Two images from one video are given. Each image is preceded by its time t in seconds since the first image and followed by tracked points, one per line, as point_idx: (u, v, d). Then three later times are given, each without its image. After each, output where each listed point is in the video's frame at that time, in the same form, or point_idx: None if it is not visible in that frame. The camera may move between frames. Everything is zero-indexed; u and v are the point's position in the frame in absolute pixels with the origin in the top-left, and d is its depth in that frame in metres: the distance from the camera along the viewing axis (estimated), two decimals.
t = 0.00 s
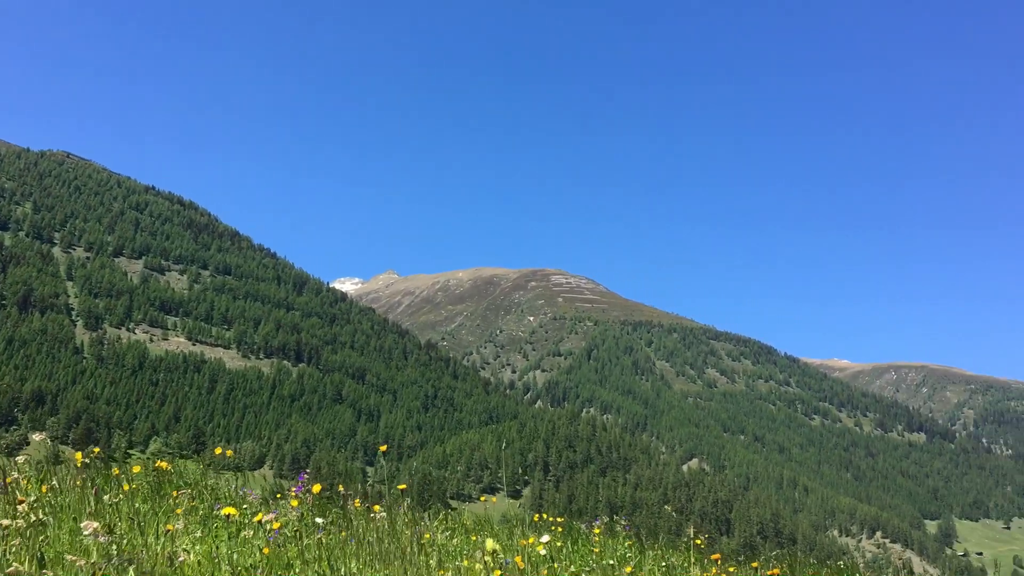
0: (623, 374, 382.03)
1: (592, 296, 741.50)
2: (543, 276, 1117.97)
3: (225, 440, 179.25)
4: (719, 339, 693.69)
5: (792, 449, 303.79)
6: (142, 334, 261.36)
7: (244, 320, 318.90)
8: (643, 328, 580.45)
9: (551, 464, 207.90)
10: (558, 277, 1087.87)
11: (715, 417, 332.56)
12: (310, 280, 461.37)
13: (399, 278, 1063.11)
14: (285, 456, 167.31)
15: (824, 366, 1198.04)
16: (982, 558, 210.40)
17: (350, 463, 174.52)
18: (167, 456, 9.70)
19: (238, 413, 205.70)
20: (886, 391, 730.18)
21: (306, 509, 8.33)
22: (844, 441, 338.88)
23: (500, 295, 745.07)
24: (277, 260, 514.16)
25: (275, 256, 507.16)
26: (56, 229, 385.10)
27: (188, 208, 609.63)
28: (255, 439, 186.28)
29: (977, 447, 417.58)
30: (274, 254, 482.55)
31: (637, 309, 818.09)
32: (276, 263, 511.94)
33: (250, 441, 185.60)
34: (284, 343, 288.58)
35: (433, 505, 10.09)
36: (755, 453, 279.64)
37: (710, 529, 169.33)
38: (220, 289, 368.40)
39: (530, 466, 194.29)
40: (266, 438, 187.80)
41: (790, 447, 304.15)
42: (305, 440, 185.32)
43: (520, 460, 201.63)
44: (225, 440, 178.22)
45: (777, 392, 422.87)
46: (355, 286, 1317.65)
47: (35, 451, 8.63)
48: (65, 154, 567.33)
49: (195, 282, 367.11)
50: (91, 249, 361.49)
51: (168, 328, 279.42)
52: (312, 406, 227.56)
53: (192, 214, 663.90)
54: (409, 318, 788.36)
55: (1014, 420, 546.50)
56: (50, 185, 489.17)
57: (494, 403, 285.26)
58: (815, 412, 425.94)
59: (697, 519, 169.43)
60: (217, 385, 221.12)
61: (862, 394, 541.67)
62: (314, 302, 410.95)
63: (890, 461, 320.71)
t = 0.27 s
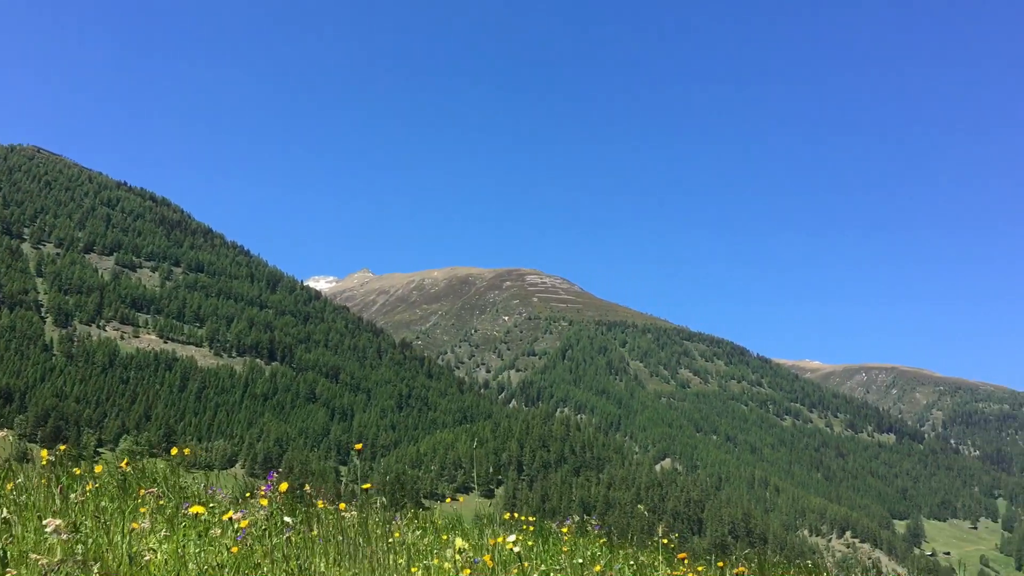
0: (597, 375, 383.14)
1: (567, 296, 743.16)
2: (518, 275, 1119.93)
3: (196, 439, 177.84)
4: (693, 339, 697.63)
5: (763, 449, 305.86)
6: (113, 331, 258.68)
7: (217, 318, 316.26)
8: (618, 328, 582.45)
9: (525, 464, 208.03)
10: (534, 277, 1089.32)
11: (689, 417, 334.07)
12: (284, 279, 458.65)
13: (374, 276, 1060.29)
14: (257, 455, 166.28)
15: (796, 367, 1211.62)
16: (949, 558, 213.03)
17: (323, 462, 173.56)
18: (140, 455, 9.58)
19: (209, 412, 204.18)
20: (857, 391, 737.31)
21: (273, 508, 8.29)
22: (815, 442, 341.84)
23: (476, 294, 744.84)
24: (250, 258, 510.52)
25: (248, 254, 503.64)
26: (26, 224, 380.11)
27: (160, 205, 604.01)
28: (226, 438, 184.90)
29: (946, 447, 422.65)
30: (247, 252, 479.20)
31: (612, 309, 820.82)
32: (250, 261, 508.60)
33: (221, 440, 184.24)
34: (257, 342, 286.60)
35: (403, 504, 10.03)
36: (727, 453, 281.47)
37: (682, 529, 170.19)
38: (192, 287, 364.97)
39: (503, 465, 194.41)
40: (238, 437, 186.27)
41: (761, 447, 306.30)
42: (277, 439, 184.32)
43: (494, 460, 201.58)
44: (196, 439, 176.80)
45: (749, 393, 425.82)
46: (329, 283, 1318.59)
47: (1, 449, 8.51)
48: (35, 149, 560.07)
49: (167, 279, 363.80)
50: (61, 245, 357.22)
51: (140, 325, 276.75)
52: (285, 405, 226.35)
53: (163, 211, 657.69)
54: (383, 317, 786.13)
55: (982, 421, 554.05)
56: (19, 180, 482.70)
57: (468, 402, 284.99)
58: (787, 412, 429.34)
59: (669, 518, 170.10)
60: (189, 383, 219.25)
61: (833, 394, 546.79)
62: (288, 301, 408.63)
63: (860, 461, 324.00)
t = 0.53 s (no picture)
0: (574, 375, 384.06)
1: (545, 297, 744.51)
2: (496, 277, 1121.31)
3: (170, 439, 176.71)
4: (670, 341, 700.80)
5: (739, 451, 307.75)
6: (87, 330, 256.38)
7: (192, 317, 314.21)
8: (595, 330, 584.19)
9: (502, 464, 208.18)
10: (512, 278, 1091.18)
11: (665, 418, 335.76)
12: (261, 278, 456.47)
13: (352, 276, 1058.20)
14: (232, 454, 165.52)
15: (771, 370, 1222.09)
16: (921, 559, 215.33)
17: (299, 463, 172.89)
18: (115, 456, 9.52)
19: (184, 412, 202.82)
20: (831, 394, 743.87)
21: (246, 509, 8.25)
22: (789, 443, 344.62)
23: (453, 295, 744.64)
24: (227, 257, 507.75)
25: (225, 253, 500.73)
26: None
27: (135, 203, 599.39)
28: (201, 439, 183.88)
29: (918, 449, 427.24)
30: (223, 251, 476.49)
31: (589, 311, 823.30)
32: (226, 260, 505.68)
33: (196, 440, 183.16)
34: (233, 341, 285.13)
35: (378, 505, 10.02)
36: (703, 454, 283.06)
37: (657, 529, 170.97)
38: (168, 286, 362.36)
39: (480, 466, 194.68)
40: (213, 437, 185.19)
41: (737, 449, 308.29)
42: (252, 439, 183.65)
43: (471, 460, 201.65)
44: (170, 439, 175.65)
45: (725, 394, 428.51)
46: (306, 283, 1318.61)
47: None
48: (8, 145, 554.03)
49: (142, 277, 361.09)
50: (34, 242, 353.61)
51: (114, 324, 274.47)
52: (260, 406, 225.38)
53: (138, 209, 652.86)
54: (361, 317, 784.29)
55: (953, 423, 560.67)
56: None
57: (445, 402, 284.93)
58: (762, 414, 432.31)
59: (645, 519, 170.80)
60: (164, 383, 217.70)
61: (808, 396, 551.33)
62: (264, 301, 406.67)
63: (834, 463, 326.90)
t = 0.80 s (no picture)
0: (555, 376, 384.26)
1: (526, 298, 744.76)
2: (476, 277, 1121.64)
3: (148, 439, 175.22)
4: (650, 342, 702.94)
5: (718, 452, 309.02)
6: (63, 329, 253.88)
7: (171, 316, 311.94)
8: (576, 331, 585.13)
9: (482, 465, 208.01)
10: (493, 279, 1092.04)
11: (645, 419, 336.71)
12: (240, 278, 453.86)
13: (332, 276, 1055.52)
14: (210, 455, 164.35)
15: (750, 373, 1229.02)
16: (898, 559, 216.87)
17: (278, 464, 171.97)
18: (89, 453, 9.42)
19: (162, 412, 201.22)
20: (809, 396, 748.34)
21: (223, 510, 8.16)
22: (768, 444, 346.31)
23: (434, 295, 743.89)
24: (206, 257, 504.49)
25: (204, 253, 497.53)
26: None
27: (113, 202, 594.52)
28: (179, 440, 182.46)
29: (895, 450, 430.65)
30: (202, 250, 473.56)
31: (570, 311, 824.48)
32: (205, 260, 502.41)
33: (174, 441, 181.71)
34: (212, 341, 283.25)
35: (359, 505, 10.01)
36: (682, 455, 284.03)
37: (637, 529, 171.32)
38: (146, 285, 359.52)
39: (460, 467, 194.35)
40: (191, 438, 183.74)
41: (716, 449, 309.62)
42: (231, 440, 182.48)
43: (451, 461, 201.32)
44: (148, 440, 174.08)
45: (704, 395, 430.34)
46: (286, 283, 1318.13)
47: None
48: None
49: (120, 276, 358.13)
50: (11, 241, 349.89)
51: (91, 323, 272.09)
52: (239, 406, 224.04)
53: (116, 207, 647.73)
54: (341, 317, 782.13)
55: (929, 425, 565.65)
56: None
57: (425, 403, 284.33)
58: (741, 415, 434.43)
59: (624, 520, 171.02)
60: (141, 382, 215.81)
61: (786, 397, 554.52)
62: (243, 300, 404.43)
63: (812, 464, 328.88)
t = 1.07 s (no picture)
0: (537, 376, 384.50)
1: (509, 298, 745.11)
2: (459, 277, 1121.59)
3: (128, 439, 173.95)
4: (632, 342, 704.71)
5: (700, 452, 310.11)
6: (42, 327, 251.71)
7: (151, 315, 309.95)
8: (558, 331, 585.77)
9: (464, 465, 207.72)
10: (476, 279, 1092.71)
11: (627, 419, 337.42)
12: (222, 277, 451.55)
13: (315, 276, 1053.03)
14: (191, 454, 163.43)
15: (731, 373, 1235.02)
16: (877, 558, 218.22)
17: (260, 463, 171.25)
18: (68, 453, 9.35)
19: (142, 411, 199.84)
20: (790, 397, 752.14)
21: (206, 509, 8.09)
22: (749, 444, 347.78)
23: (417, 295, 743.00)
24: (187, 255, 501.79)
25: (185, 251, 494.60)
26: None
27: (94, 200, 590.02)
28: (159, 440, 181.46)
29: (875, 450, 433.51)
30: (184, 248, 470.76)
31: (553, 311, 825.19)
32: (186, 257, 499.61)
33: (154, 441, 180.67)
34: (193, 340, 281.50)
35: (340, 506, 9.99)
36: (664, 455, 284.90)
37: (619, 529, 171.53)
38: (126, 283, 357.01)
39: (442, 466, 194.07)
40: (171, 438, 182.59)
41: (698, 449, 310.53)
42: (212, 439, 181.58)
43: (433, 461, 200.96)
44: (128, 439, 173.02)
45: (686, 396, 431.95)
46: (268, 282, 1314.65)
47: None
48: None
49: (99, 274, 355.36)
50: None
51: (71, 321, 269.78)
52: (220, 405, 222.79)
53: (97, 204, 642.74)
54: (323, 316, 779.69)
55: (909, 425, 569.81)
56: None
57: (408, 403, 283.83)
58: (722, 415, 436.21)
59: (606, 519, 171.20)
60: (120, 381, 213.80)
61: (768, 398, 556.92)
62: (225, 299, 402.44)
63: (793, 465, 330.45)
